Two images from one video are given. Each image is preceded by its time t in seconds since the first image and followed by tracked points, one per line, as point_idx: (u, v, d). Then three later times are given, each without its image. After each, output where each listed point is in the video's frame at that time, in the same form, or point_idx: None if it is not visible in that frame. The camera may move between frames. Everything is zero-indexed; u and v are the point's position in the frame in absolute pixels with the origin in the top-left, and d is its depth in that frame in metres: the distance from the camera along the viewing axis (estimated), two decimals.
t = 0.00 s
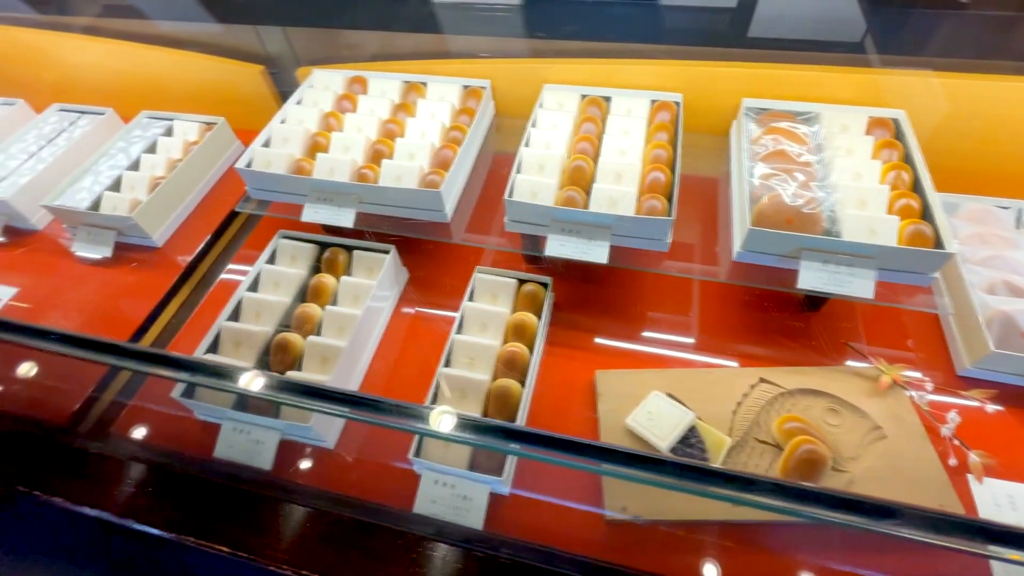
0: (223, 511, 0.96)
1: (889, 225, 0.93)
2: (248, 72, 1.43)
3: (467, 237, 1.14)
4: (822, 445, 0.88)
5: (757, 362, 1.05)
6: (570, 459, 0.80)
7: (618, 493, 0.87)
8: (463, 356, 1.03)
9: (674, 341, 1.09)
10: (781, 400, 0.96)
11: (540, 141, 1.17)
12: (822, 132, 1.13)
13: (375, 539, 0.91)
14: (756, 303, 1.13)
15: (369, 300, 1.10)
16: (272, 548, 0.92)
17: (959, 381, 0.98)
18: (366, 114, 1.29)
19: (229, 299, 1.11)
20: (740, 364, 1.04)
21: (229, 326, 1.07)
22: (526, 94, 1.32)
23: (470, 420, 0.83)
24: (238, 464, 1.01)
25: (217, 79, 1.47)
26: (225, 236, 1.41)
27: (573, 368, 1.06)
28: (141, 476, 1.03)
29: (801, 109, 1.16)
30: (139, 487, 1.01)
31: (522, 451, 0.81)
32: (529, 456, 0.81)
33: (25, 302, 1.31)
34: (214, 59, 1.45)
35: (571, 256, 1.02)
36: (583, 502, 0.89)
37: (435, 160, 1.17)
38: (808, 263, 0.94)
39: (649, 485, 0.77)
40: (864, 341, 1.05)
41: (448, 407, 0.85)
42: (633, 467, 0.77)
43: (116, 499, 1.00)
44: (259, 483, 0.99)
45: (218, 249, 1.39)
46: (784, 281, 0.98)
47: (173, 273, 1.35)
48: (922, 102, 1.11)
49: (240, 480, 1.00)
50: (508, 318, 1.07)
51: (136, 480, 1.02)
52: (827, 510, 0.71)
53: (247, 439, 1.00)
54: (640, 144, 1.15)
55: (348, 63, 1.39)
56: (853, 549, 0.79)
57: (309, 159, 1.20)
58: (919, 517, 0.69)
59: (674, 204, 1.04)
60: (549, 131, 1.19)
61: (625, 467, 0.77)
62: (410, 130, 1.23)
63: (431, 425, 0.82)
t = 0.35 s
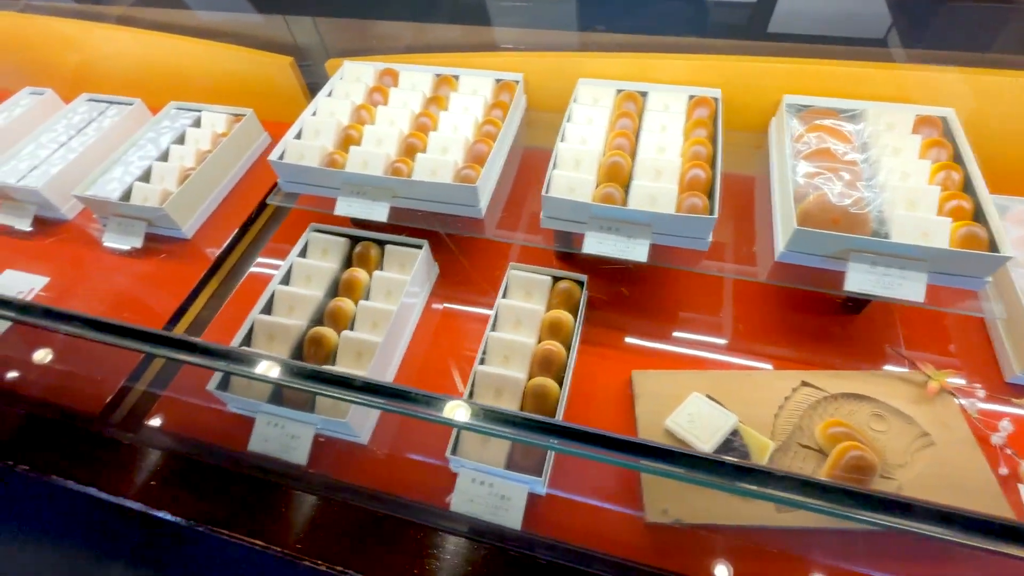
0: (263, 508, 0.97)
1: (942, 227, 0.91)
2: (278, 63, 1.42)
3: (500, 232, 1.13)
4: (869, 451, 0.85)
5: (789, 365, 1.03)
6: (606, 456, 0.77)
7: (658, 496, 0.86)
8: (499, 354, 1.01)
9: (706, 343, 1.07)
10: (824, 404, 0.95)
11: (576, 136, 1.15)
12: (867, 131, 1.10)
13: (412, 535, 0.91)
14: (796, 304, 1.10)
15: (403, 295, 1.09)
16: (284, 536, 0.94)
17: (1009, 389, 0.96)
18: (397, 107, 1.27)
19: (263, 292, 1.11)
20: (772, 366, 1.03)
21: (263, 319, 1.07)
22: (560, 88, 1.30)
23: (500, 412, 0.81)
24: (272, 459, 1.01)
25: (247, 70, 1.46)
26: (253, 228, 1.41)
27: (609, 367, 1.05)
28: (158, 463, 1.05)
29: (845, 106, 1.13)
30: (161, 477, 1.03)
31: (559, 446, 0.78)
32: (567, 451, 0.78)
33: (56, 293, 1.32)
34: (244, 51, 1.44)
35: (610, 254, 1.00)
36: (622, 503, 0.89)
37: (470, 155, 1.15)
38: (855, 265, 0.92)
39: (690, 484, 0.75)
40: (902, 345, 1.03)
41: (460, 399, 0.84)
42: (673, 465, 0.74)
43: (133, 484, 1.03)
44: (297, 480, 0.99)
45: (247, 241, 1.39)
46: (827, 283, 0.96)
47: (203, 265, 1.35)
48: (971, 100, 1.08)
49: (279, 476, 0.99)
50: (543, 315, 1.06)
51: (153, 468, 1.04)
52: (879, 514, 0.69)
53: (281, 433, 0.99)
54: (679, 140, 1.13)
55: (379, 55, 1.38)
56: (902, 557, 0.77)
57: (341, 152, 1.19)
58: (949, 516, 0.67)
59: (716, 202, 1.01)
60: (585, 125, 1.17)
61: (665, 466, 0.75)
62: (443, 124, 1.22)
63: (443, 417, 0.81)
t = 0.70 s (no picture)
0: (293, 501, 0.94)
1: (1015, 218, 0.85)
2: (301, 43, 1.37)
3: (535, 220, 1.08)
4: (934, 456, 0.80)
5: (832, 363, 0.99)
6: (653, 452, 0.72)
7: (709, 500, 0.82)
8: (536, 347, 0.97)
9: (743, 340, 1.03)
10: (882, 405, 0.90)
11: (616, 120, 1.09)
12: (927, 116, 1.04)
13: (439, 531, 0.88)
14: (846, 300, 1.05)
15: (434, 285, 1.05)
16: (293, 525, 0.92)
17: None
18: (426, 88, 1.22)
19: (289, 279, 1.07)
20: (815, 364, 0.99)
21: (290, 308, 1.03)
22: (595, 70, 1.24)
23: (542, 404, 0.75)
24: (302, 454, 0.97)
25: (268, 50, 1.42)
26: (276, 215, 1.38)
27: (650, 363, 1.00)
28: (169, 451, 1.02)
29: (902, 90, 1.07)
30: (185, 470, 1.00)
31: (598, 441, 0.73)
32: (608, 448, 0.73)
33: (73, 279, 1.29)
34: (266, 30, 1.39)
35: (656, 244, 0.95)
36: (668, 507, 0.85)
37: (504, 139, 1.10)
38: (920, 258, 0.86)
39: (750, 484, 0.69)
40: (956, 344, 0.98)
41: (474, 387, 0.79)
42: (732, 464, 0.69)
43: (156, 477, 1.00)
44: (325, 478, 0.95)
45: (270, 228, 1.36)
46: (890, 277, 0.90)
47: (223, 251, 1.30)
48: None
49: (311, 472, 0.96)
50: (582, 308, 1.01)
51: (164, 455, 1.02)
52: (982, 526, 0.62)
53: (310, 427, 0.96)
54: (724, 125, 1.07)
55: (406, 35, 1.33)
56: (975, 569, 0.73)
57: (369, 135, 1.15)
58: None
59: (768, 190, 0.96)
60: (624, 109, 1.11)
61: (722, 464, 0.69)
62: (474, 106, 1.17)
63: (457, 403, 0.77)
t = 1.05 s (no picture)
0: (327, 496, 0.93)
1: None
2: (321, 20, 1.31)
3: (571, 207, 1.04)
4: (1001, 459, 0.74)
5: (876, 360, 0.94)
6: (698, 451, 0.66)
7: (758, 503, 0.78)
8: (573, 341, 0.93)
9: (782, 336, 0.99)
10: (939, 406, 0.86)
11: (656, 102, 1.04)
12: (990, 99, 0.98)
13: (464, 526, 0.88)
14: (898, 293, 1.00)
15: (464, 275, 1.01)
16: (302, 514, 0.92)
17: None
18: (454, 68, 1.17)
19: (315, 268, 1.03)
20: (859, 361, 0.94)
21: (316, 297, 0.99)
22: (630, 50, 1.18)
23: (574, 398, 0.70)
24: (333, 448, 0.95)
25: (287, 29, 1.36)
26: (294, 200, 1.33)
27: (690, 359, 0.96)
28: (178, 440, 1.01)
29: (962, 71, 1.01)
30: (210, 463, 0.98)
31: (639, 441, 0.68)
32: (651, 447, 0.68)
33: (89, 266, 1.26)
34: (285, 7, 1.33)
35: (701, 233, 0.91)
36: (716, 510, 0.81)
37: (537, 121, 1.05)
38: (987, 250, 0.82)
39: (795, 488, 0.64)
40: (1010, 340, 0.93)
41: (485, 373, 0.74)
42: (776, 465, 0.63)
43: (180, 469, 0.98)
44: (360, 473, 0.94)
45: (288, 214, 1.31)
46: (950, 268, 0.85)
47: (242, 239, 1.27)
48: None
49: (342, 465, 0.95)
50: (621, 299, 0.97)
51: (170, 444, 1.01)
52: None
53: (339, 422, 0.92)
54: (771, 108, 1.01)
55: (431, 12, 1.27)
56: None
57: (395, 116, 1.10)
58: None
59: (821, 176, 0.91)
60: (665, 90, 1.05)
61: (766, 466, 0.64)
62: (505, 88, 1.11)
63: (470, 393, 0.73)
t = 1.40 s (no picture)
0: (342, 518, 0.88)
1: None
2: (332, 12, 1.25)
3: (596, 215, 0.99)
4: None
5: (914, 379, 0.89)
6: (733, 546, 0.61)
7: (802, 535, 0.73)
8: (600, 357, 0.88)
9: (818, 343, 0.94)
10: (997, 432, 0.79)
11: (689, 102, 0.98)
12: None
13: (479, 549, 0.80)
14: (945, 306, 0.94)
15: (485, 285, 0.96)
16: (300, 529, 0.88)
17: None
18: (473, 64, 1.11)
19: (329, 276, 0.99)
20: (895, 375, 0.90)
21: (330, 307, 0.95)
22: (659, 45, 1.12)
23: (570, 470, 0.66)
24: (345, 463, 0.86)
25: (297, 21, 1.30)
26: (306, 199, 1.28)
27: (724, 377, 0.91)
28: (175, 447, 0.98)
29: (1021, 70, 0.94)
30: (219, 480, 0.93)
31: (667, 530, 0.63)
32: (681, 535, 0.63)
33: (94, 268, 1.21)
34: None
35: (740, 245, 0.85)
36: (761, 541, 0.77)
37: (563, 122, 0.99)
38: None
39: None
40: None
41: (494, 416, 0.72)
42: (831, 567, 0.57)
43: (188, 486, 0.94)
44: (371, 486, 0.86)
45: (300, 216, 1.26)
46: (1001, 286, 0.82)
47: (252, 241, 1.22)
48: None
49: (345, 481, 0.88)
50: (651, 313, 0.91)
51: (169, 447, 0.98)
52: None
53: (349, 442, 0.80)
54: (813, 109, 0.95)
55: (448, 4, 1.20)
56: None
57: (412, 116, 1.04)
58: None
59: (869, 184, 0.85)
60: (698, 89, 0.99)
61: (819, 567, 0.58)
62: (528, 85, 1.06)
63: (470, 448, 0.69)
